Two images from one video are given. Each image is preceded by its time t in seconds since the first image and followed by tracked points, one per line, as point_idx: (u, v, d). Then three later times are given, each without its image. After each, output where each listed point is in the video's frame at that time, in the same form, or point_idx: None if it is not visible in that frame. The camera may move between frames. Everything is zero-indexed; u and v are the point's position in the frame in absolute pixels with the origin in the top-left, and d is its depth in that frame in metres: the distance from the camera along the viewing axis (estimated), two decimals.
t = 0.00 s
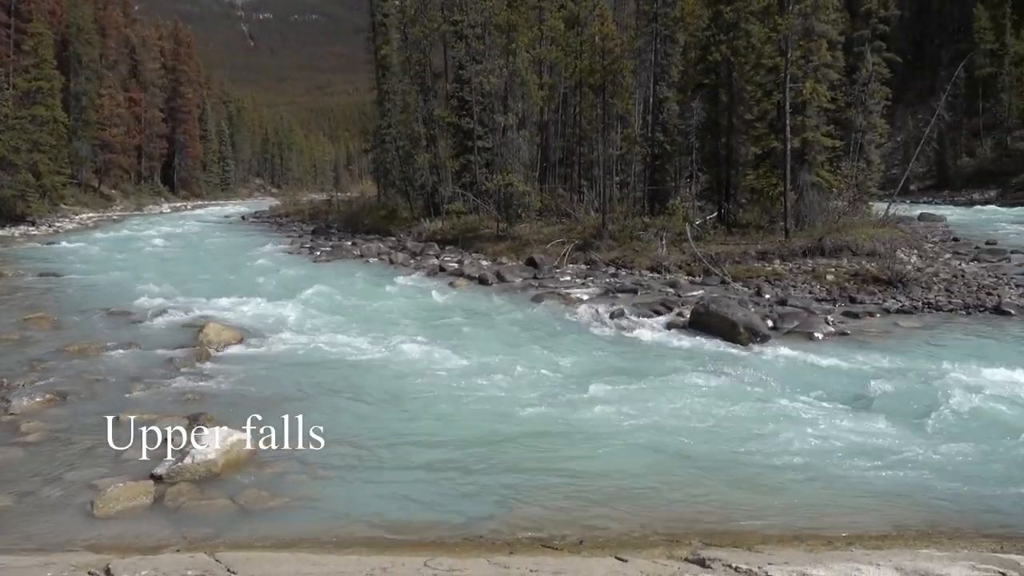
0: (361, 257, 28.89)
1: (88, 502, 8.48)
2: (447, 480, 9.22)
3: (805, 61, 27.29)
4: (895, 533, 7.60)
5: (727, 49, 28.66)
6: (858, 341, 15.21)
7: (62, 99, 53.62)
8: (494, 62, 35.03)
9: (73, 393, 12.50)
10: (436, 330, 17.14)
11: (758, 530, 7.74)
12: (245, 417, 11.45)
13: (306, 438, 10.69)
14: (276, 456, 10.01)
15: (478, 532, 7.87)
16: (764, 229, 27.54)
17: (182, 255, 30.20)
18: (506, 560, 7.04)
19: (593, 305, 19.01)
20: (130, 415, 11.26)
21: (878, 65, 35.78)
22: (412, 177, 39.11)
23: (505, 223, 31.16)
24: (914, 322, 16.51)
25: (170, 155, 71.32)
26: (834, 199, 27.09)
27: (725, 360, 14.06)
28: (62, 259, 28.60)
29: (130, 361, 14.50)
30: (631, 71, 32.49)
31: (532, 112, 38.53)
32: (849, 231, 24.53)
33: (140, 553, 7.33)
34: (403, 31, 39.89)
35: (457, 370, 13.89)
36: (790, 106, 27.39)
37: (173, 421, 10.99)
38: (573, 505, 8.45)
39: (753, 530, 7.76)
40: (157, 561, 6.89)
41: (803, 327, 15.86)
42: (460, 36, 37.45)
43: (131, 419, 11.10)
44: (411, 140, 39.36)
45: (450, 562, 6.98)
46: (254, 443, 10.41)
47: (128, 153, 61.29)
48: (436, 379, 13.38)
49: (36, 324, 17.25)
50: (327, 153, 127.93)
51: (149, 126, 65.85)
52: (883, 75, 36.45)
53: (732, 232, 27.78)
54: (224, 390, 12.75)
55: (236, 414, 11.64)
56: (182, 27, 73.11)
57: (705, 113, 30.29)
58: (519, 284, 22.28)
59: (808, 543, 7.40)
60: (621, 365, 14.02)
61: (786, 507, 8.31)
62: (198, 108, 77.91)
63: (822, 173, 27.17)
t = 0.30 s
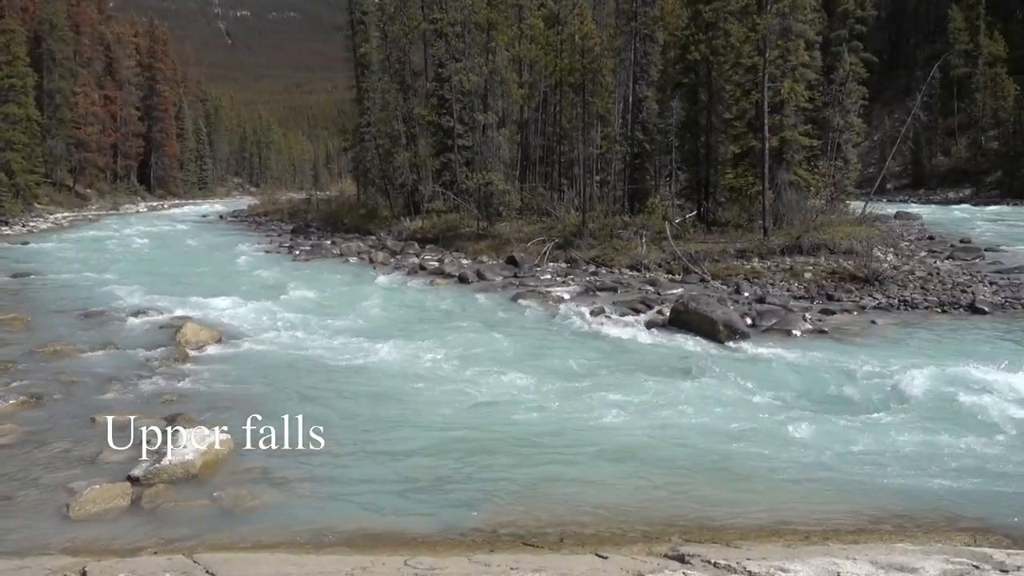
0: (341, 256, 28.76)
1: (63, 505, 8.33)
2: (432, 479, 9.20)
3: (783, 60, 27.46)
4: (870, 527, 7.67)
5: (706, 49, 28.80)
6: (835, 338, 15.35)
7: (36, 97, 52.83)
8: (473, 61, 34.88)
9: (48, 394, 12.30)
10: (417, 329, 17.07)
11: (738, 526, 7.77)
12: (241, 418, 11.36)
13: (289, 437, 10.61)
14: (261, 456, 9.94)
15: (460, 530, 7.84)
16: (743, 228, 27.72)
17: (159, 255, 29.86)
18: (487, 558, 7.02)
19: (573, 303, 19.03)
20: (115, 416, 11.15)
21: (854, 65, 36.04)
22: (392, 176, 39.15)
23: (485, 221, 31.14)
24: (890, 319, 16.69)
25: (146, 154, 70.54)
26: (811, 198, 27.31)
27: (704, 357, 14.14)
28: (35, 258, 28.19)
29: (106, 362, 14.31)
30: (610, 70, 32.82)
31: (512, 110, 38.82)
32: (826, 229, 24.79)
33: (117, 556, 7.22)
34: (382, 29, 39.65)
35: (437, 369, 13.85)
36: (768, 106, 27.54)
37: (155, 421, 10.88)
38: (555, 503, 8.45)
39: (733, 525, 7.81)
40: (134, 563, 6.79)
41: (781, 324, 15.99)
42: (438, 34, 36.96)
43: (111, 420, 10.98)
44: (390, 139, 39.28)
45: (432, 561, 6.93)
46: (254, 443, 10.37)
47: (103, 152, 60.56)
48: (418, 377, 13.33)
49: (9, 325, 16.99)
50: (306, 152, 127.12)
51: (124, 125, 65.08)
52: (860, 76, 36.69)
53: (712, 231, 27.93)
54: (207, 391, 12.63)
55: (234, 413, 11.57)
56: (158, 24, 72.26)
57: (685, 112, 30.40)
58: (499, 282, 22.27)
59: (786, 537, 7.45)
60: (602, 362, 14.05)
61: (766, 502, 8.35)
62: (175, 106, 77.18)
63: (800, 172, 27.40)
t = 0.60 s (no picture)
0: (320, 255, 28.54)
1: (37, 508, 8.18)
2: (425, 477, 9.13)
3: (761, 60, 27.64)
4: (849, 523, 7.72)
5: (685, 48, 29.03)
6: (814, 336, 15.46)
7: (9, 93, 52.02)
8: (453, 59, 34.77)
9: (20, 395, 12.07)
10: (401, 327, 16.98)
11: (718, 522, 7.80)
12: (237, 418, 11.25)
13: (280, 438, 10.50)
14: (251, 456, 9.83)
15: (440, 529, 7.82)
16: (722, 226, 27.87)
17: (134, 253, 29.47)
18: (467, 558, 6.98)
19: (553, 301, 19.03)
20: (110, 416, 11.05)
21: (831, 64, 36.29)
22: (371, 174, 39.05)
23: (465, 220, 31.09)
24: (868, 316, 16.85)
25: (122, 151, 69.64)
26: (789, 196, 27.54)
27: (683, 355, 14.20)
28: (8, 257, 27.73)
29: (81, 362, 14.07)
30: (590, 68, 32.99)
31: (492, 108, 38.67)
32: (804, 227, 25.00)
33: (91, 559, 7.11)
34: (361, 25, 39.41)
35: (419, 368, 13.77)
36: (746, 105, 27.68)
37: (144, 421, 10.73)
38: (537, 500, 8.44)
39: (714, 521, 7.83)
40: (109, 566, 6.68)
41: (760, 322, 16.07)
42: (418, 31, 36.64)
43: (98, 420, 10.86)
44: (370, 137, 39.18)
45: (412, 560, 6.88)
46: (254, 443, 10.27)
47: (78, 149, 59.76)
48: (403, 376, 13.25)
49: None
50: (285, 150, 126.15)
51: (99, 122, 64.20)
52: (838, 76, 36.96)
53: (691, 229, 28.05)
54: (193, 391, 12.50)
55: (233, 413, 11.47)
56: (133, 20, 71.29)
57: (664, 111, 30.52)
58: (480, 281, 22.22)
59: (765, 534, 7.49)
60: (583, 360, 14.05)
61: (745, 499, 8.40)
62: (151, 103, 76.29)
63: (778, 171, 27.60)
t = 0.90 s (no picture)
0: (298, 253, 28.35)
1: (9, 511, 8.06)
2: (427, 475, 9.12)
3: (738, 58, 27.82)
4: (825, 518, 7.80)
5: (663, 46, 28.99)
6: (790, 333, 15.60)
7: None
8: (431, 55, 34.63)
9: None
10: (388, 325, 16.94)
11: (697, 519, 7.86)
12: (236, 418, 11.19)
13: (280, 438, 10.44)
14: (251, 457, 9.77)
15: (420, 528, 7.80)
16: (700, 223, 28.05)
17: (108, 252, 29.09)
18: (446, 556, 6.97)
19: (532, 299, 19.04)
20: (107, 415, 11.01)
21: (807, 63, 36.53)
22: (350, 172, 38.89)
23: (444, 218, 31.05)
24: (843, 313, 17.06)
25: (95, 148, 68.65)
26: (766, 193, 27.81)
27: (661, 352, 14.26)
28: None
29: (53, 363, 13.86)
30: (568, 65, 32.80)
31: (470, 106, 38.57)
32: (780, 225, 25.23)
33: (65, 562, 7.02)
34: (338, 22, 39.17)
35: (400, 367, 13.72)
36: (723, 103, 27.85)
37: (143, 422, 10.65)
38: (520, 498, 8.45)
39: (692, 518, 7.89)
40: (82, 569, 6.60)
41: (738, 319, 16.19)
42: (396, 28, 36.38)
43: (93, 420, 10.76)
44: (348, 134, 39.04)
45: (391, 560, 6.86)
46: (253, 443, 10.22)
47: (51, 146, 58.88)
48: (393, 375, 13.22)
49: None
50: (262, 148, 125.05)
51: (72, 118, 63.30)
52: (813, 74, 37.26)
53: (669, 226, 28.18)
54: (187, 390, 12.44)
55: (231, 413, 11.41)
56: (107, 15, 70.30)
57: (642, 109, 30.58)
58: (459, 278, 22.18)
59: (742, 530, 7.55)
60: (562, 358, 14.05)
61: (723, 495, 8.46)
62: (125, 99, 75.31)
63: (755, 169, 27.80)
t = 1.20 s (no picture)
0: (273, 252, 28.14)
1: None
2: (428, 472, 9.12)
3: (713, 57, 28.04)
4: (798, 512, 7.90)
5: (638, 44, 29.00)
6: (764, 328, 15.77)
7: None
8: (407, 53, 34.55)
9: None
10: (375, 324, 16.87)
11: (673, 514, 7.91)
12: (237, 418, 11.12)
13: (280, 437, 10.36)
14: (250, 457, 9.69)
15: (398, 527, 7.78)
16: (676, 221, 28.23)
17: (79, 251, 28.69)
18: (424, 555, 6.95)
19: (509, 296, 19.07)
20: (107, 415, 11.03)
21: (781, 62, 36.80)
22: (325, 170, 38.67)
23: (421, 216, 30.99)
24: (817, 309, 17.26)
25: (66, 146, 67.59)
26: (740, 191, 27.97)
27: (638, 349, 14.31)
28: None
29: (24, 364, 13.67)
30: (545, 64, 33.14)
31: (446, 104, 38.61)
32: (755, 222, 25.48)
33: (36, 565, 6.93)
34: (312, 19, 38.90)
35: (376, 364, 13.69)
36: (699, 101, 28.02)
37: (143, 423, 10.75)
38: (499, 496, 8.45)
39: (668, 513, 7.94)
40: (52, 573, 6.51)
41: (713, 315, 16.32)
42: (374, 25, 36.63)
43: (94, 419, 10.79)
44: (323, 131, 38.81)
45: (366, 560, 6.82)
46: (254, 443, 10.15)
47: (19, 143, 57.92)
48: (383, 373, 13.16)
49: None
50: (236, 145, 123.74)
51: (42, 115, 62.43)
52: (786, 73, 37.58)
53: (646, 224, 28.33)
54: (182, 390, 12.36)
55: (230, 413, 11.33)
56: (77, 9, 69.14)
57: (618, 107, 30.67)
58: (436, 277, 22.15)
59: (717, 524, 7.63)
60: (541, 355, 14.05)
61: (701, 490, 8.51)
62: (96, 96, 74.23)
63: (730, 166, 27.99)
